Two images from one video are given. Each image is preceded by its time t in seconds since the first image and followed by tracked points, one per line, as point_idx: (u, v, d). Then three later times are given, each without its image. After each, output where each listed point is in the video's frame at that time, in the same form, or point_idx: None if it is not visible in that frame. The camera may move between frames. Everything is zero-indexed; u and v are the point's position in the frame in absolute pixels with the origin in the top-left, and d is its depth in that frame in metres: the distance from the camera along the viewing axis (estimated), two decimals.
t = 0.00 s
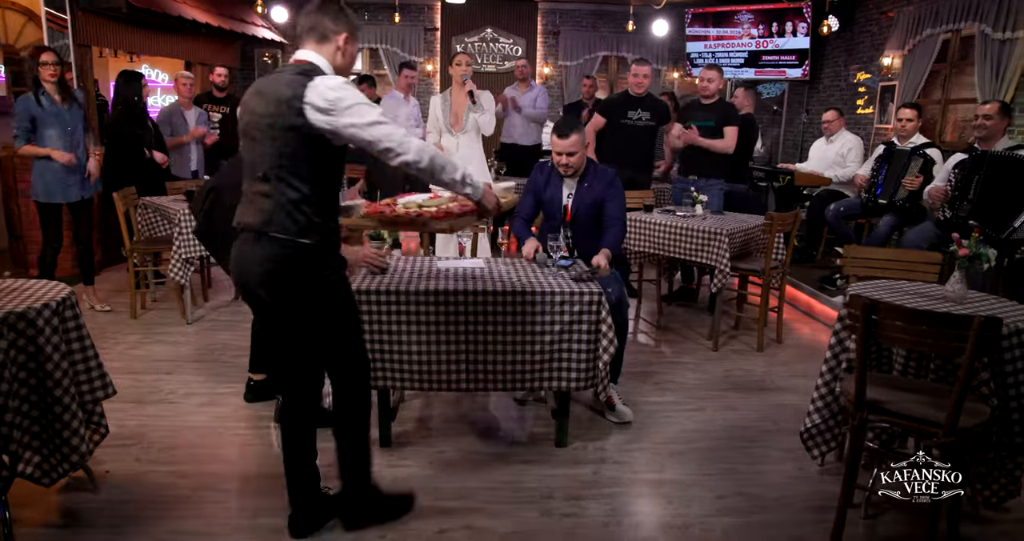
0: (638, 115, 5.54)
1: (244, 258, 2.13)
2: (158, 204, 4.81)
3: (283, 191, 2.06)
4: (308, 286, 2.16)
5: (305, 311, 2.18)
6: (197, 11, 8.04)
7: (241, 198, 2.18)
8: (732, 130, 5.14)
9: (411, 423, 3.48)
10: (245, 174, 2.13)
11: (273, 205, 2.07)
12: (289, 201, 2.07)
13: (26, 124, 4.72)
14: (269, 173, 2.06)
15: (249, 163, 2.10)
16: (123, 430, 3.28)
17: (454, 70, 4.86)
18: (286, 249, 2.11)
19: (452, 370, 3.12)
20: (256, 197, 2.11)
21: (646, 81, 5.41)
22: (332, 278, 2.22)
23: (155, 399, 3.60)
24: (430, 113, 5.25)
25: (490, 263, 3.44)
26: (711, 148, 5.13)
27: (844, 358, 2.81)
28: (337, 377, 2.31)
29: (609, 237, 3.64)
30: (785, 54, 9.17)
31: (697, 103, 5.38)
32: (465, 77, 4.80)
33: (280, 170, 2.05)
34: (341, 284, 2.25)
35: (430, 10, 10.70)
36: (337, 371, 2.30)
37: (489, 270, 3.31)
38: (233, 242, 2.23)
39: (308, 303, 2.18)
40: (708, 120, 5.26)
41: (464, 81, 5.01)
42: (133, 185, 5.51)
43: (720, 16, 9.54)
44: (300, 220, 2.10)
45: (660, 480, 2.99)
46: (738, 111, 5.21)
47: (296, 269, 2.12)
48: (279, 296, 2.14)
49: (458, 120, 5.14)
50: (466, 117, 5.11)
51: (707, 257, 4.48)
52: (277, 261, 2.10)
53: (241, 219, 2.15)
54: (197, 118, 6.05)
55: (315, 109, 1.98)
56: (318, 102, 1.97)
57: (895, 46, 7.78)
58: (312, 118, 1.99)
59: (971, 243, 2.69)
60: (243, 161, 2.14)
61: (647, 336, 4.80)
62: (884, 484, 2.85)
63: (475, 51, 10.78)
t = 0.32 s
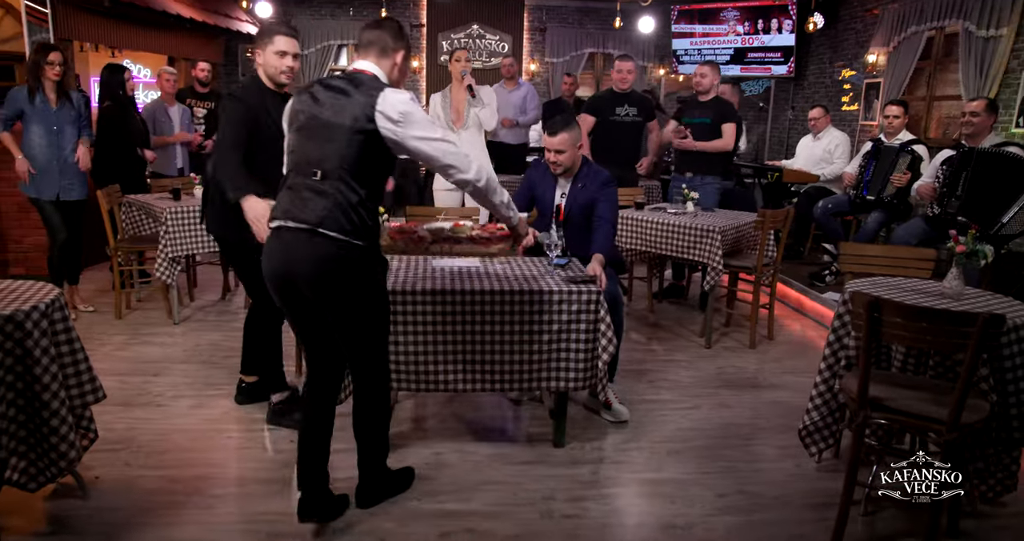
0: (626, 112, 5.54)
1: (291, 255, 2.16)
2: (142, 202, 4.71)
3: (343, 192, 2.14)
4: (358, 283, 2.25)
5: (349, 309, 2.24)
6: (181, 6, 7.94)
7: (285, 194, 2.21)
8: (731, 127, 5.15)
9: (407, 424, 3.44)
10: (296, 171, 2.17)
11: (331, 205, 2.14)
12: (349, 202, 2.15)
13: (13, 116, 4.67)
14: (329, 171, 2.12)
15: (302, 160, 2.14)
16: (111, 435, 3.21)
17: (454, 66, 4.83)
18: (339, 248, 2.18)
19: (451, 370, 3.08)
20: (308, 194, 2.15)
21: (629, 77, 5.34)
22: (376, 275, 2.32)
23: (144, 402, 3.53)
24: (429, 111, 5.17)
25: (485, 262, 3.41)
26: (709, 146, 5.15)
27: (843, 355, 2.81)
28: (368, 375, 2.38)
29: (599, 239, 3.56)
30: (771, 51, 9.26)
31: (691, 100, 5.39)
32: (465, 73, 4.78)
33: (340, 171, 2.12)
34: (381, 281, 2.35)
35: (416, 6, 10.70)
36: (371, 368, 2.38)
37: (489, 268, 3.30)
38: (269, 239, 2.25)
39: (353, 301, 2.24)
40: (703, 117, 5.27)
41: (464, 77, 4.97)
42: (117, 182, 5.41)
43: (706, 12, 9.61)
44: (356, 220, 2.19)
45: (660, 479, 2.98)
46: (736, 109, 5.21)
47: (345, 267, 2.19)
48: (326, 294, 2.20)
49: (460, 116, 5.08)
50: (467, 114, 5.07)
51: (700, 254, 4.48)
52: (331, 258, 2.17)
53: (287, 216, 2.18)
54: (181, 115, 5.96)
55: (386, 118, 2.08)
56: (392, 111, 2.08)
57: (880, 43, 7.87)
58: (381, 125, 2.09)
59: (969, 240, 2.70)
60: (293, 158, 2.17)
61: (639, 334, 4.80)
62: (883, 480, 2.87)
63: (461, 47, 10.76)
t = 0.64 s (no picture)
0: (598, 126, 5.57)
1: (308, 260, 2.18)
2: (122, 219, 4.63)
3: (371, 203, 2.20)
4: (373, 298, 2.26)
5: (357, 322, 2.24)
6: (161, 21, 7.88)
7: (309, 201, 2.24)
8: (715, 142, 5.19)
9: (398, 444, 3.39)
10: (323, 179, 2.22)
11: (358, 214, 2.19)
12: (376, 213, 2.21)
13: None
14: (357, 181, 2.18)
15: (332, 169, 2.20)
16: (93, 459, 3.12)
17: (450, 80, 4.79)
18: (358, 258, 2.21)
19: (444, 389, 3.04)
20: (333, 201, 2.20)
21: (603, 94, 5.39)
22: (389, 290, 2.34)
23: (126, 425, 3.44)
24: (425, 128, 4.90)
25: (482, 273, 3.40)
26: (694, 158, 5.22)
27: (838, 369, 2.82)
28: (370, 391, 2.35)
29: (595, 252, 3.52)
30: (751, 67, 9.49)
31: (679, 116, 5.43)
32: (461, 87, 4.76)
33: (368, 182, 2.18)
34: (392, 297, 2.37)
35: (398, 22, 10.69)
36: (377, 384, 2.36)
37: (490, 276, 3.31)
38: (284, 243, 2.25)
39: (362, 314, 2.24)
40: (693, 132, 5.30)
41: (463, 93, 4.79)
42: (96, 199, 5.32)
43: (686, 29, 9.74)
44: (382, 232, 2.24)
45: (656, 497, 2.96)
46: (720, 126, 5.24)
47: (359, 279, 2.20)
48: (336, 304, 2.20)
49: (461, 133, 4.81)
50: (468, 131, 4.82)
51: (689, 269, 4.49)
52: (353, 270, 2.19)
53: (310, 222, 2.20)
54: (161, 130, 5.94)
55: (419, 139, 2.17)
56: (426, 134, 2.17)
57: (858, 60, 8.03)
58: (412, 146, 2.17)
59: (960, 254, 2.72)
60: (322, 166, 2.23)
61: (627, 350, 4.78)
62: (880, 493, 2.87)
63: (443, 62, 10.78)
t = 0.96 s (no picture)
0: (571, 145, 5.58)
1: (316, 276, 2.13)
2: (104, 238, 4.54)
3: (385, 220, 2.17)
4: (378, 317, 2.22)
5: (359, 341, 2.20)
6: (141, 37, 7.80)
7: (320, 214, 2.19)
8: (701, 162, 5.24)
9: (391, 466, 3.32)
10: (336, 193, 2.18)
11: (372, 229, 2.15)
12: (390, 230, 2.18)
13: None
14: (372, 197, 2.15)
15: (346, 184, 2.17)
16: (74, 486, 3.02)
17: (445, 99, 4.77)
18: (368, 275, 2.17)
19: (439, 408, 2.98)
20: (346, 216, 2.15)
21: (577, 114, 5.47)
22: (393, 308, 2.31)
23: (108, 450, 3.34)
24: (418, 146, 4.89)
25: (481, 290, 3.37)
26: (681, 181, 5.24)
27: (835, 387, 2.82)
28: (368, 412, 2.30)
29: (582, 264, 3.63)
30: (731, 85, 9.63)
31: (663, 137, 5.47)
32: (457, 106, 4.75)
33: (382, 198, 2.16)
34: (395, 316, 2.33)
35: (381, 39, 10.70)
36: (375, 404, 2.31)
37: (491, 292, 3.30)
38: (290, 258, 2.20)
39: (363, 335, 2.20)
40: (678, 151, 5.33)
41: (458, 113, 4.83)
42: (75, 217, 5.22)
43: (667, 48, 9.86)
44: (394, 249, 2.20)
45: (654, 517, 2.93)
46: (706, 144, 5.28)
47: (365, 297, 2.16)
48: (338, 323, 2.16)
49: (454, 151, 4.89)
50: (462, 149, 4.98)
51: (678, 287, 4.49)
52: (362, 286, 2.14)
53: (322, 234, 2.15)
54: (144, 149, 5.88)
55: (435, 163, 2.23)
56: (441, 159, 2.24)
57: (837, 79, 8.20)
58: (428, 169, 2.22)
59: (952, 270, 2.75)
60: (336, 181, 2.19)
61: (616, 367, 4.77)
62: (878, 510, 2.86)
63: (426, 80, 10.78)
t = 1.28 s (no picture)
0: (556, 151, 5.56)
1: (329, 280, 2.09)
2: (90, 246, 4.45)
3: (397, 227, 2.14)
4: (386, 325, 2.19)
5: (366, 349, 2.17)
6: (125, 41, 7.71)
7: (331, 220, 2.16)
8: (687, 167, 5.25)
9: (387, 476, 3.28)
10: (348, 199, 2.15)
11: (386, 235, 2.12)
12: (402, 237, 2.16)
13: None
14: (386, 204, 2.13)
15: (359, 191, 2.14)
16: (63, 498, 2.95)
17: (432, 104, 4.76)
18: (380, 281, 2.14)
19: (438, 417, 2.95)
20: (359, 222, 2.12)
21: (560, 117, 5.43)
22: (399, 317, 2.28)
23: (98, 461, 3.27)
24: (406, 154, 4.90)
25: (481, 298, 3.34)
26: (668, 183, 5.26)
27: (834, 394, 2.83)
28: (371, 422, 2.26)
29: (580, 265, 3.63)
30: (718, 92, 9.70)
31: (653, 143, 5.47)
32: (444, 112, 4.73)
33: (395, 206, 2.14)
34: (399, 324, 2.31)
35: (368, 45, 10.68)
36: (378, 414, 2.27)
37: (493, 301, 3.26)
38: (298, 264, 2.16)
39: (371, 343, 2.16)
40: (666, 156, 5.34)
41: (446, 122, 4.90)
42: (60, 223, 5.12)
43: (654, 55, 9.92)
44: (406, 257, 2.18)
45: (654, 525, 2.91)
46: (693, 149, 5.27)
47: (376, 305, 2.12)
48: (347, 331, 2.12)
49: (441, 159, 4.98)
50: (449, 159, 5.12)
51: (670, 293, 4.49)
52: (373, 293, 2.11)
53: (335, 239, 2.12)
54: (128, 154, 5.80)
55: (448, 173, 2.23)
56: (452, 168, 2.24)
57: (824, 86, 8.30)
58: (440, 178, 2.21)
59: (950, 276, 2.76)
60: (346, 188, 2.16)
61: (609, 374, 4.75)
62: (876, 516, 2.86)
63: (412, 86, 10.72)
